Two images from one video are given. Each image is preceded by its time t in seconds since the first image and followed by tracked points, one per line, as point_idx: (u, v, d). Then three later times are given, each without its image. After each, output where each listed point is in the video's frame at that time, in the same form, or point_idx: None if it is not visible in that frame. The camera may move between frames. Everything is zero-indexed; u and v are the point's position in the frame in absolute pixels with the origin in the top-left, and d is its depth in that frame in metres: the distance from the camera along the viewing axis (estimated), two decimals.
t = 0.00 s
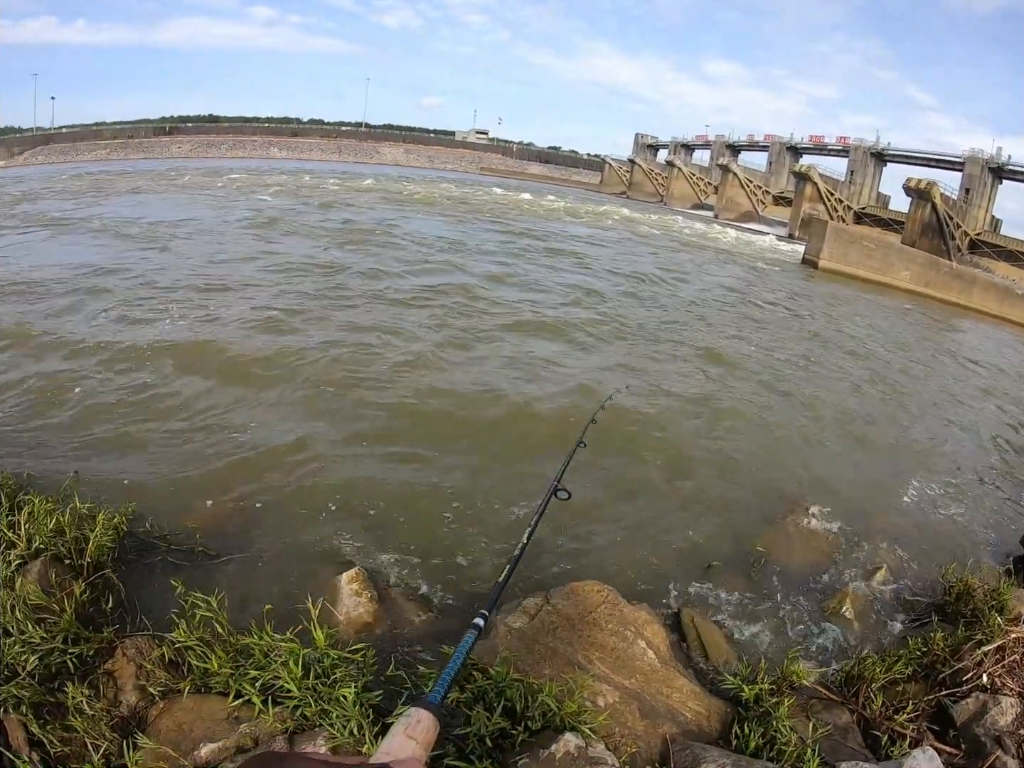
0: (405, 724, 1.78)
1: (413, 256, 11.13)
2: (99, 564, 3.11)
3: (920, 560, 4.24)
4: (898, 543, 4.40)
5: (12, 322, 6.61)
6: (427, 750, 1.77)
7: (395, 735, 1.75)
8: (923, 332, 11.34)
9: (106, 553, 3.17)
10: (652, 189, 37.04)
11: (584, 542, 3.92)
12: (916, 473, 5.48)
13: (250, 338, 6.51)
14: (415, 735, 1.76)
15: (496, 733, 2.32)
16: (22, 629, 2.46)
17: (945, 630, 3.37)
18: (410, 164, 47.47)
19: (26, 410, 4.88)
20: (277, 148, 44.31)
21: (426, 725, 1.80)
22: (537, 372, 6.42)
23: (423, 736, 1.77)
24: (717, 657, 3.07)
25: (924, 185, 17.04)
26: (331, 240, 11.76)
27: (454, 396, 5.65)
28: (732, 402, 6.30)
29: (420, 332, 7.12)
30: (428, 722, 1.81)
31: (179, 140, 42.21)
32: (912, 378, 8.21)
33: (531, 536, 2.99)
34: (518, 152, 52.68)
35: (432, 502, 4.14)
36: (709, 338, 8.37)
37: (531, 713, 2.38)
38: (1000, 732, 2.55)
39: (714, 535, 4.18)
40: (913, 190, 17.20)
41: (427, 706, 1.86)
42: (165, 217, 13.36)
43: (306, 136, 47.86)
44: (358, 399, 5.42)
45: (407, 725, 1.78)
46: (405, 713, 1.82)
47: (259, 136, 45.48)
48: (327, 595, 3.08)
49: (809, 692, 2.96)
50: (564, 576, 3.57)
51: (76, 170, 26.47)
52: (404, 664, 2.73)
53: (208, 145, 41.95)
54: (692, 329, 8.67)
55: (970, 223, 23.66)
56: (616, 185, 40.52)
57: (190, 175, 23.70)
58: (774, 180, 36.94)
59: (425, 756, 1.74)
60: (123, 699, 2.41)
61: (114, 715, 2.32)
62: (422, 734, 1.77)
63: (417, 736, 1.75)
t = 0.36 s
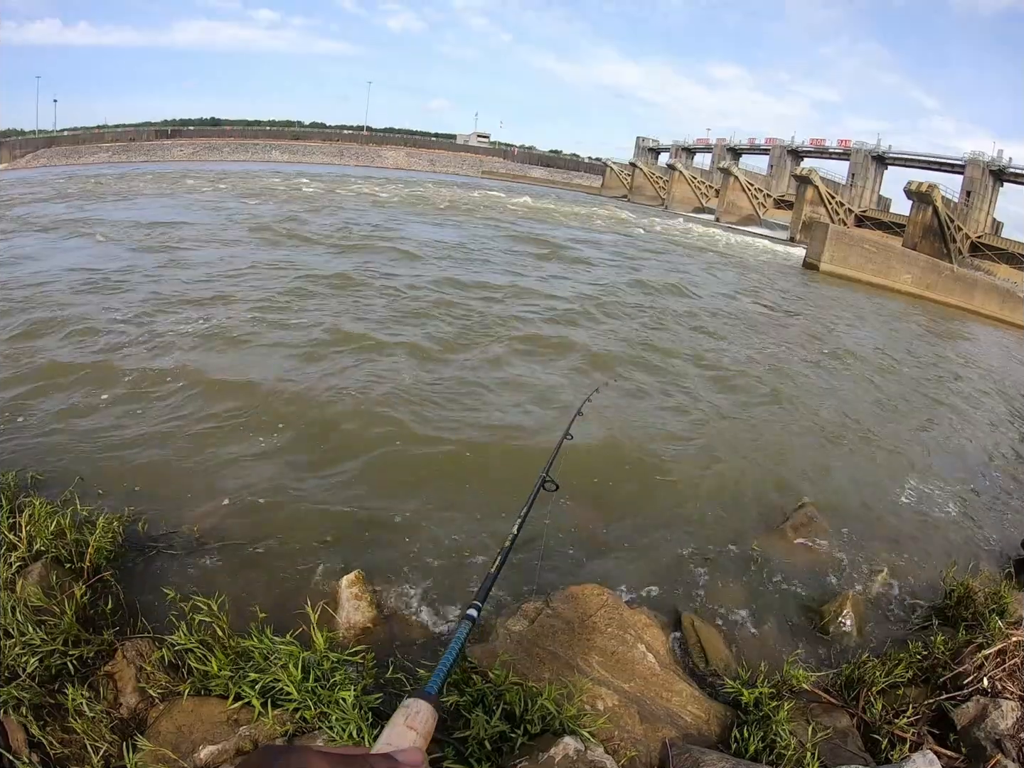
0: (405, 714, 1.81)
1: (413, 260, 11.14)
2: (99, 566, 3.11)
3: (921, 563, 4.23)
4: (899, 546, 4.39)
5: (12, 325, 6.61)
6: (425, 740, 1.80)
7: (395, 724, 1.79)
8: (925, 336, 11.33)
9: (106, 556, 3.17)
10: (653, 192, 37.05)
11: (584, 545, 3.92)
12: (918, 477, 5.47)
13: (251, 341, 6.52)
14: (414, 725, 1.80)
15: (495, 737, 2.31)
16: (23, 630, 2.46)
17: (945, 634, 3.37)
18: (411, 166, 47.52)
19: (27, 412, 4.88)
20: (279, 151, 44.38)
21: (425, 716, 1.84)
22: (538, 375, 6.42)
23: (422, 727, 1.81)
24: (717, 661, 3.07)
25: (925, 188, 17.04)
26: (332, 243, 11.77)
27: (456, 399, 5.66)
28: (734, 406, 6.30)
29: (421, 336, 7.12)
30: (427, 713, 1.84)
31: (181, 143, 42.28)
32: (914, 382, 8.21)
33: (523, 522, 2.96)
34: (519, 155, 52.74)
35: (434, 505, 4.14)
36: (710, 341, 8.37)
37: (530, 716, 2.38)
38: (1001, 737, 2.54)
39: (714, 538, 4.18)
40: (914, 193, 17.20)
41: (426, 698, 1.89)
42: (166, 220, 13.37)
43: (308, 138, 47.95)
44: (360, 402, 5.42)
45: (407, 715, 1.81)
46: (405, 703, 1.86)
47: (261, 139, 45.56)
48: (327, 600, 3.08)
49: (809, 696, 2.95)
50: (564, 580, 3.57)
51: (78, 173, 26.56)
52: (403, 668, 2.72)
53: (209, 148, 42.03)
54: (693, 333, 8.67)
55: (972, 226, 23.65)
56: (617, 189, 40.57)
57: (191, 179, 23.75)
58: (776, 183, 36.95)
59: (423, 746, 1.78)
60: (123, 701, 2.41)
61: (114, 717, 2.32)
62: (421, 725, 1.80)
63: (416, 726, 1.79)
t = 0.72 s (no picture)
0: (397, 711, 1.84)
1: (411, 263, 11.14)
2: (96, 570, 3.11)
3: (920, 564, 4.24)
4: (898, 546, 4.39)
5: (9, 328, 6.60)
6: (417, 738, 1.83)
7: (386, 722, 1.81)
8: (923, 337, 11.36)
9: (103, 560, 3.17)
10: (651, 195, 37.10)
11: (583, 546, 3.92)
12: (916, 478, 5.48)
13: (249, 344, 6.52)
14: (406, 723, 1.82)
15: (494, 739, 2.31)
16: (20, 633, 2.45)
17: (944, 634, 3.37)
18: (409, 170, 47.56)
19: (24, 416, 4.87)
20: (277, 155, 44.40)
21: (416, 714, 1.86)
22: (537, 377, 6.43)
23: (413, 725, 1.83)
24: (716, 663, 3.07)
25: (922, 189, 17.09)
26: (330, 247, 11.79)
27: (455, 401, 5.67)
28: (732, 407, 6.31)
29: (419, 338, 7.12)
30: (419, 711, 1.87)
31: (178, 147, 42.27)
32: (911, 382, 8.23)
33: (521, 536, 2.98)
34: (517, 158, 52.83)
35: (433, 507, 4.15)
36: (708, 343, 8.39)
37: (528, 718, 2.38)
38: (1000, 736, 2.54)
39: (713, 539, 4.18)
40: (910, 195, 17.25)
41: (418, 697, 1.92)
42: (164, 224, 13.35)
43: (306, 142, 47.98)
44: (360, 405, 5.43)
45: (399, 713, 1.83)
46: (397, 702, 1.88)
47: (258, 144, 45.62)
48: (325, 603, 3.08)
49: (808, 697, 2.95)
50: (564, 582, 3.57)
51: (73, 178, 26.46)
52: (401, 671, 2.72)
53: (207, 152, 42.05)
54: (691, 335, 8.68)
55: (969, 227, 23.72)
56: (614, 192, 40.65)
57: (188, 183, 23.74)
58: (773, 185, 37.04)
59: (415, 744, 1.80)
60: (121, 705, 2.41)
61: (112, 721, 2.32)
62: (412, 723, 1.83)
63: (408, 724, 1.81)
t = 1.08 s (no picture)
0: (397, 696, 1.73)
1: (404, 264, 11.14)
2: (92, 575, 3.10)
3: (913, 562, 4.26)
4: (891, 544, 4.42)
5: None
6: (417, 723, 1.72)
7: (387, 706, 1.70)
8: (916, 335, 11.42)
9: (98, 565, 3.16)
10: (644, 196, 37.20)
11: (579, 547, 3.94)
12: (911, 475, 5.52)
13: (242, 347, 6.50)
14: (407, 707, 1.72)
15: (490, 740, 2.31)
16: (15, 639, 2.45)
17: (939, 631, 3.39)
18: (402, 172, 47.55)
19: (16, 421, 4.84)
20: (269, 157, 44.29)
21: (417, 698, 1.77)
22: (532, 378, 6.44)
23: (414, 708, 1.73)
24: (710, 662, 3.08)
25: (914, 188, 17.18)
26: (325, 249, 11.79)
27: (451, 403, 5.68)
28: (727, 407, 6.34)
29: (413, 340, 7.12)
30: (419, 696, 1.78)
31: (170, 150, 42.17)
32: (904, 381, 8.28)
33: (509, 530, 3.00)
34: (510, 160, 52.90)
35: (429, 508, 4.16)
36: (701, 343, 8.42)
37: (524, 719, 2.38)
38: (996, 732, 2.56)
39: (708, 538, 4.21)
40: (902, 194, 17.35)
41: (418, 682, 1.83)
42: (156, 227, 13.31)
43: (298, 145, 47.93)
44: (356, 407, 5.43)
45: (399, 697, 1.73)
46: (396, 686, 1.78)
47: (251, 146, 45.51)
48: (321, 606, 3.08)
49: (804, 695, 2.96)
50: (560, 582, 3.58)
51: (65, 182, 26.39)
52: (396, 674, 2.72)
53: (199, 155, 41.96)
54: (685, 335, 8.72)
55: (960, 226, 23.86)
56: (607, 193, 40.75)
57: (180, 186, 23.67)
58: (765, 185, 37.18)
59: (416, 728, 1.69)
60: (117, 709, 2.41)
61: (108, 726, 2.32)
62: (413, 707, 1.72)
63: (409, 708, 1.71)
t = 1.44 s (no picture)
0: (376, 683, 1.76)
1: (399, 266, 11.12)
2: (87, 579, 3.09)
3: (910, 559, 4.27)
4: (887, 542, 4.43)
5: None
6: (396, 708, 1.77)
7: (367, 691, 1.74)
8: (909, 334, 11.46)
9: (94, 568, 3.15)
10: (638, 196, 37.26)
11: (576, 547, 3.94)
12: (905, 473, 5.54)
13: (236, 349, 6.48)
14: (386, 693, 1.75)
15: (487, 742, 2.31)
16: (10, 644, 2.44)
17: (935, 628, 3.40)
18: (397, 173, 47.52)
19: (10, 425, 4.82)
20: (263, 159, 44.21)
21: (396, 684, 1.79)
22: (527, 379, 6.44)
23: (394, 694, 1.76)
24: (707, 662, 3.08)
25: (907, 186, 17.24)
26: (318, 250, 11.76)
27: (447, 404, 5.66)
28: (722, 406, 6.34)
29: (408, 342, 7.12)
30: (399, 680, 1.81)
31: (163, 153, 42.01)
32: (899, 379, 8.31)
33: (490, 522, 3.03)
34: (504, 161, 52.92)
35: (426, 510, 4.15)
36: (696, 342, 8.43)
37: (521, 721, 2.38)
38: (993, 728, 2.57)
39: (704, 538, 4.21)
40: (895, 193, 17.41)
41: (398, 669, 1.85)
42: (149, 230, 13.26)
43: (292, 147, 47.84)
44: (350, 408, 5.42)
45: (378, 684, 1.76)
46: (374, 673, 1.80)
47: (244, 148, 45.40)
48: (317, 610, 3.07)
49: (801, 693, 2.96)
50: (558, 583, 3.58)
51: (56, 185, 26.19)
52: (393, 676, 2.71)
53: (192, 157, 41.82)
54: (680, 335, 8.72)
55: (953, 224, 23.96)
56: (601, 193, 40.80)
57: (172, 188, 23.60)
58: (759, 185, 37.28)
59: (395, 713, 1.73)
60: (113, 714, 2.40)
61: (104, 730, 2.31)
62: (392, 693, 1.76)
63: (388, 694, 1.74)
